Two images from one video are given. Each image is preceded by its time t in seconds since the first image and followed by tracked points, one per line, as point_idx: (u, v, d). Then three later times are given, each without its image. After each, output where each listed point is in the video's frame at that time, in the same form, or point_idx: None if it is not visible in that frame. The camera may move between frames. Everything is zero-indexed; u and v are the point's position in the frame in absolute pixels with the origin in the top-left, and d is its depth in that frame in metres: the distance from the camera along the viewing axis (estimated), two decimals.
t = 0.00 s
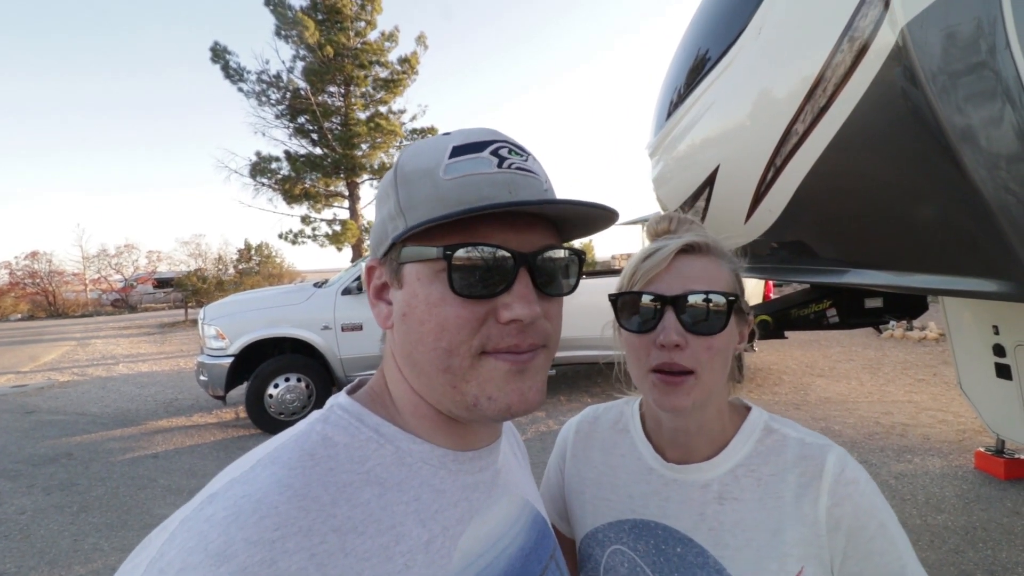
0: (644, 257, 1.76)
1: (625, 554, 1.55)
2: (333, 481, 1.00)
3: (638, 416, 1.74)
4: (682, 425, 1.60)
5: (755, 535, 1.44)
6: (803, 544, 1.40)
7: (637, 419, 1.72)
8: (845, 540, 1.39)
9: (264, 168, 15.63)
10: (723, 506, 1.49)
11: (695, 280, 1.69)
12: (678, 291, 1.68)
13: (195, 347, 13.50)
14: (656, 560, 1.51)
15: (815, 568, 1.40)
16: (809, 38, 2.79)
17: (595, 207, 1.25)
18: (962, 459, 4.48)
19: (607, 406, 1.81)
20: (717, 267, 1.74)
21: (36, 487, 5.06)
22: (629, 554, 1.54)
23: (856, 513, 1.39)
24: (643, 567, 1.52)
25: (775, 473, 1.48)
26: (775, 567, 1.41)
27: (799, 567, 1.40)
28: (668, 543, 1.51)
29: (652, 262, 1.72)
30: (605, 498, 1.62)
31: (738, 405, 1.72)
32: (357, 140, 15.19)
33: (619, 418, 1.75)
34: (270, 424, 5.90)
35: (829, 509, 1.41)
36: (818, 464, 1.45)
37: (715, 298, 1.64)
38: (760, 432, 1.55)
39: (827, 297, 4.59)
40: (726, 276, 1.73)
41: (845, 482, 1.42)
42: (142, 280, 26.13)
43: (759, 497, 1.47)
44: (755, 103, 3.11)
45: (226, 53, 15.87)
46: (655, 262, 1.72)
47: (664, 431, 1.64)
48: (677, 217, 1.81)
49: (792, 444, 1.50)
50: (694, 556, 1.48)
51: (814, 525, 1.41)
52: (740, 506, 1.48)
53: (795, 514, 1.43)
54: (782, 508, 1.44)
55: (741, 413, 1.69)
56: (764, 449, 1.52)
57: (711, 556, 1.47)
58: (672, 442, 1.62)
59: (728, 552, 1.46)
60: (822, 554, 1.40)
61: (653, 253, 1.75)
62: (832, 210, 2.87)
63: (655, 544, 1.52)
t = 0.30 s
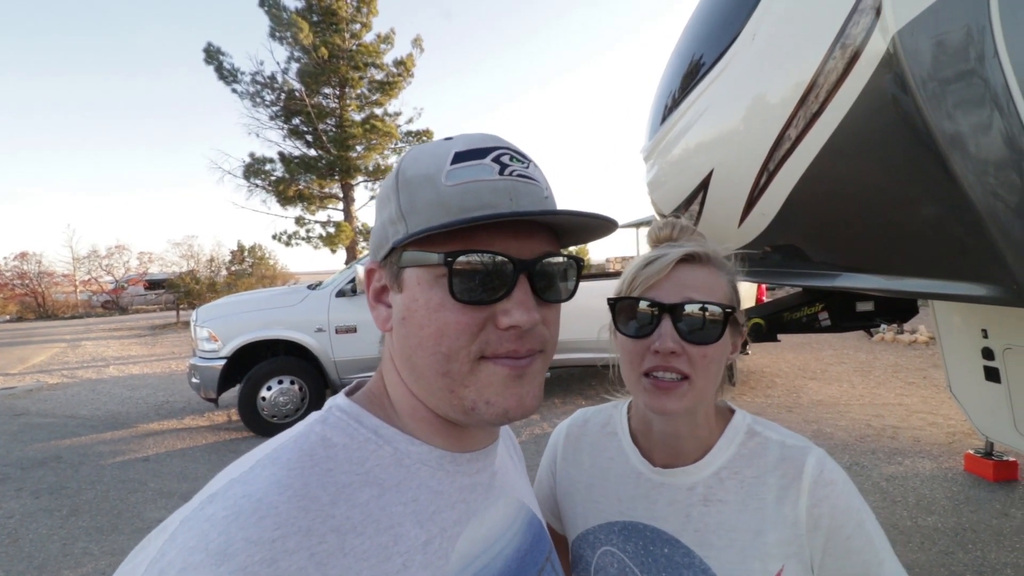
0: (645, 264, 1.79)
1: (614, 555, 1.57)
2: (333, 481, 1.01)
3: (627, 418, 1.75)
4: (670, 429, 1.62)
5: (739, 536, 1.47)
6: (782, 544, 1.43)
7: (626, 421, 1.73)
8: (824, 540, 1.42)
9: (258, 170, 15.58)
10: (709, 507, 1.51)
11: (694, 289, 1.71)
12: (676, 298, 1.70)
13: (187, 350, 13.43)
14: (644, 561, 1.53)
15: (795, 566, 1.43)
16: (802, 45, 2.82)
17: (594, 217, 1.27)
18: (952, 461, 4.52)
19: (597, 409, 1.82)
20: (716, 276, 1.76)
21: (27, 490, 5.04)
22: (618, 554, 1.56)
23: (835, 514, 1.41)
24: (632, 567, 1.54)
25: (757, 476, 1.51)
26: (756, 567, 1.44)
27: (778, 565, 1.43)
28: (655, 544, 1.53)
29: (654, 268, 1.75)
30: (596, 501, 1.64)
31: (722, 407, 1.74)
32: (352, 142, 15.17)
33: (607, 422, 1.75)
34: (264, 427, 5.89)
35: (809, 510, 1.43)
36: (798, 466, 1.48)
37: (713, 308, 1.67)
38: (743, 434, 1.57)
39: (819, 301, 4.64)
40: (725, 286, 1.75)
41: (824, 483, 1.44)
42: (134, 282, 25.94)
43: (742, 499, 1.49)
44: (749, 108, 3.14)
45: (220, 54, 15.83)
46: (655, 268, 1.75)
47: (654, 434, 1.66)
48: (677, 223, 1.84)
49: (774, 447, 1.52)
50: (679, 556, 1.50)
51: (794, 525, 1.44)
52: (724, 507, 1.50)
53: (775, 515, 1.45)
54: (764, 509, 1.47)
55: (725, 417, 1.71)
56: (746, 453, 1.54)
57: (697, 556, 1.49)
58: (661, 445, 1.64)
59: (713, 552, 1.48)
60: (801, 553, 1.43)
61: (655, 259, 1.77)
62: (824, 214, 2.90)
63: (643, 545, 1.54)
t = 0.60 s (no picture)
0: (640, 258, 1.78)
1: (613, 551, 1.57)
2: (322, 481, 1.01)
3: (619, 414, 1.76)
4: (664, 425, 1.62)
5: (735, 526, 1.47)
6: (779, 532, 1.44)
7: (619, 417, 1.74)
8: (818, 525, 1.44)
9: (251, 165, 15.51)
10: (704, 499, 1.52)
11: (690, 286, 1.71)
12: (673, 295, 1.70)
13: (182, 347, 13.39)
14: (643, 556, 1.54)
15: (791, 554, 1.44)
16: (797, 35, 2.82)
17: (589, 210, 1.27)
18: (945, 449, 4.56)
19: (591, 405, 1.83)
20: (711, 272, 1.77)
21: (24, 490, 5.03)
22: (617, 551, 1.56)
23: (828, 499, 1.44)
24: (631, 562, 1.54)
25: (752, 466, 1.52)
26: (753, 557, 1.45)
27: (775, 554, 1.44)
28: (654, 539, 1.53)
29: (649, 263, 1.74)
30: (590, 497, 1.64)
31: (712, 399, 1.75)
32: (346, 136, 15.09)
33: (601, 418, 1.77)
34: (261, 424, 5.88)
35: (803, 497, 1.45)
36: (790, 454, 1.49)
37: (708, 304, 1.68)
38: (736, 426, 1.58)
39: (814, 291, 4.65)
40: (720, 282, 1.76)
41: (816, 471, 1.46)
42: (128, 280, 25.84)
43: (737, 490, 1.50)
44: (744, 100, 3.14)
45: (211, 49, 15.72)
46: (651, 263, 1.74)
47: (646, 429, 1.66)
48: (664, 218, 1.85)
49: (767, 436, 1.54)
50: (678, 550, 1.51)
51: (789, 513, 1.45)
52: (720, 499, 1.51)
53: (771, 504, 1.46)
54: (759, 499, 1.48)
55: (717, 408, 1.72)
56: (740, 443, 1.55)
57: (695, 549, 1.49)
58: (654, 440, 1.65)
59: (710, 544, 1.48)
60: (797, 539, 1.44)
61: (651, 254, 1.76)
62: (818, 204, 2.91)
63: (642, 540, 1.55)
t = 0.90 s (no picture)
0: (636, 254, 1.76)
1: (610, 554, 1.54)
2: (312, 481, 0.99)
3: (609, 414, 1.73)
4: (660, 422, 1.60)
5: (731, 521, 1.47)
6: (776, 524, 1.44)
7: (609, 417, 1.72)
8: (814, 515, 1.45)
9: (248, 166, 15.46)
10: (699, 496, 1.51)
11: (686, 282, 1.70)
12: (673, 291, 1.68)
13: (183, 349, 13.38)
14: (641, 557, 1.51)
15: (788, 545, 1.44)
16: (793, 23, 2.78)
17: (580, 203, 1.25)
18: (947, 438, 4.54)
19: (578, 406, 1.80)
20: (707, 269, 1.76)
21: (27, 494, 5.02)
22: (614, 553, 1.53)
23: (823, 488, 1.44)
24: (629, 564, 1.51)
25: (746, 458, 1.52)
26: (751, 550, 1.44)
27: (773, 546, 1.43)
28: (651, 539, 1.51)
29: (647, 259, 1.72)
30: (583, 496, 1.62)
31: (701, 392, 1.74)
32: (342, 135, 15.03)
33: (590, 417, 1.74)
34: (262, 424, 5.87)
35: (798, 488, 1.45)
36: (783, 446, 1.50)
37: (703, 300, 1.66)
38: (726, 419, 1.57)
39: (813, 282, 4.63)
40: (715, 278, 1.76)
41: (810, 461, 1.47)
42: (128, 283, 25.82)
43: (732, 484, 1.50)
44: (739, 90, 3.08)
45: (204, 49, 15.64)
46: (650, 258, 1.72)
47: (639, 425, 1.64)
48: (654, 213, 1.88)
49: (758, 428, 1.54)
50: (675, 548, 1.49)
51: (785, 504, 1.45)
52: (715, 494, 1.50)
53: (767, 496, 1.46)
54: (754, 492, 1.48)
55: (706, 400, 1.71)
56: (731, 437, 1.55)
57: (693, 547, 1.48)
58: (647, 437, 1.63)
59: (708, 539, 1.47)
60: (794, 530, 1.45)
61: (647, 249, 1.74)
62: (814, 195, 2.88)
63: (639, 541, 1.52)
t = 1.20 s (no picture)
0: (634, 254, 1.76)
1: (604, 559, 1.52)
2: (315, 482, 1.00)
3: (599, 418, 1.74)
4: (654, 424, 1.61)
5: (724, 517, 1.48)
6: (767, 519, 1.46)
7: (598, 420, 1.72)
8: (804, 509, 1.46)
9: (250, 170, 15.50)
10: (691, 494, 1.52)
11: (684, 285, 1.71)
12: (670, 292, 1.69)
13: (183, 352, 13.38)
14: (635, 560, 1.50)
15: (780, 540, 1.45)
16: (792, 31, 2.79)
17: (582, 206, 1.27)
18: (947, 445, 4.54)
19: (568, 411, 1.80)
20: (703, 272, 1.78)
21: (25, 496, 5.01)
22: (608, 558, 1.52)
23: (812, 481, 1.46)
24: (623, 568, 1.50)
25: (735, 455, 1.54)
26: (744, 546, 1.45)
27: (766, 541, 1.45)
28: (644, 540, 1.51)
29: (645, 260, 1.73)
30: (575, 502, 1.61)
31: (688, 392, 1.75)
32: (343, 139, 15.07)
33: (580, 423, 1.74)
34: (261, 427, 5.87)
35: (788, 482, 1.47)
36: (772, 440, 1.53)
37: (696, 303, 1.68)
38: (714, 416, 1.60)
39: (813, 288, 4.64)
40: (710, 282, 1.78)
41: (798, 454, 1.49)
42: (128, 285, 25.84)
43: (723, 481, 1.52)
44: (739, 97, 3.11)
45: (207, 54, 15.70)
46: (648, 260, 1.73)
47: (632, 427, 1.64)
48: (648, 215, 1.91)
49: (745, 425, 1.57)
50: (670, 549, 1.49)
51: (776, 499, 1.47)
52: (706, 492, 1.51)
53: (757, 490, 1.48)
54: (744, 487, 1.50)
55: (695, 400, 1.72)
56: (721, 434, 1.57)
57: (687, 546, 1.48)
58: (639, 438, 1.63)
59: (702, 539, 1.48)
60: (785, 524, 1.46)
61: (645, 250, 1.75)
62: (814, 202, 2.89)
63: (632, 544, 1.51)
